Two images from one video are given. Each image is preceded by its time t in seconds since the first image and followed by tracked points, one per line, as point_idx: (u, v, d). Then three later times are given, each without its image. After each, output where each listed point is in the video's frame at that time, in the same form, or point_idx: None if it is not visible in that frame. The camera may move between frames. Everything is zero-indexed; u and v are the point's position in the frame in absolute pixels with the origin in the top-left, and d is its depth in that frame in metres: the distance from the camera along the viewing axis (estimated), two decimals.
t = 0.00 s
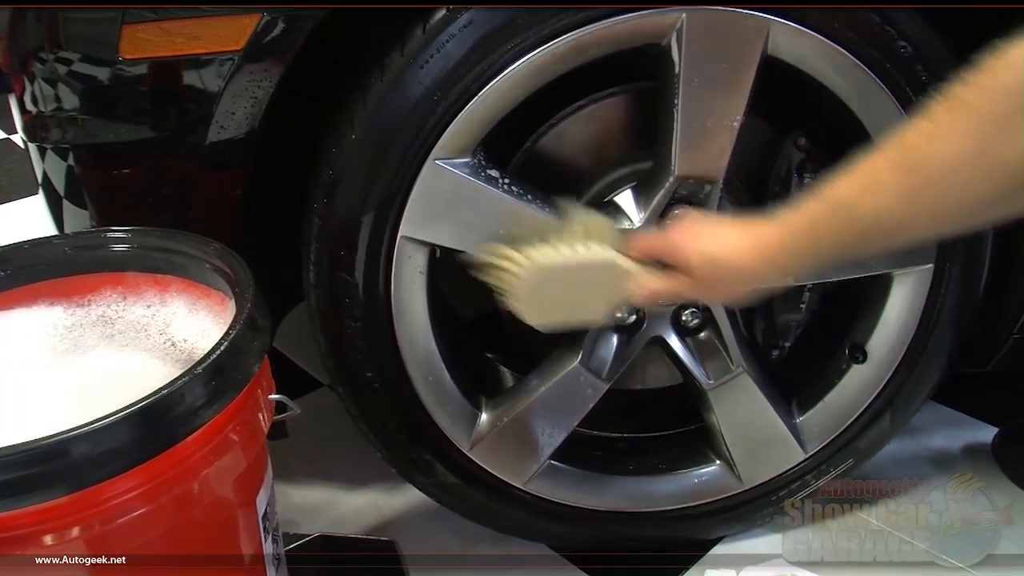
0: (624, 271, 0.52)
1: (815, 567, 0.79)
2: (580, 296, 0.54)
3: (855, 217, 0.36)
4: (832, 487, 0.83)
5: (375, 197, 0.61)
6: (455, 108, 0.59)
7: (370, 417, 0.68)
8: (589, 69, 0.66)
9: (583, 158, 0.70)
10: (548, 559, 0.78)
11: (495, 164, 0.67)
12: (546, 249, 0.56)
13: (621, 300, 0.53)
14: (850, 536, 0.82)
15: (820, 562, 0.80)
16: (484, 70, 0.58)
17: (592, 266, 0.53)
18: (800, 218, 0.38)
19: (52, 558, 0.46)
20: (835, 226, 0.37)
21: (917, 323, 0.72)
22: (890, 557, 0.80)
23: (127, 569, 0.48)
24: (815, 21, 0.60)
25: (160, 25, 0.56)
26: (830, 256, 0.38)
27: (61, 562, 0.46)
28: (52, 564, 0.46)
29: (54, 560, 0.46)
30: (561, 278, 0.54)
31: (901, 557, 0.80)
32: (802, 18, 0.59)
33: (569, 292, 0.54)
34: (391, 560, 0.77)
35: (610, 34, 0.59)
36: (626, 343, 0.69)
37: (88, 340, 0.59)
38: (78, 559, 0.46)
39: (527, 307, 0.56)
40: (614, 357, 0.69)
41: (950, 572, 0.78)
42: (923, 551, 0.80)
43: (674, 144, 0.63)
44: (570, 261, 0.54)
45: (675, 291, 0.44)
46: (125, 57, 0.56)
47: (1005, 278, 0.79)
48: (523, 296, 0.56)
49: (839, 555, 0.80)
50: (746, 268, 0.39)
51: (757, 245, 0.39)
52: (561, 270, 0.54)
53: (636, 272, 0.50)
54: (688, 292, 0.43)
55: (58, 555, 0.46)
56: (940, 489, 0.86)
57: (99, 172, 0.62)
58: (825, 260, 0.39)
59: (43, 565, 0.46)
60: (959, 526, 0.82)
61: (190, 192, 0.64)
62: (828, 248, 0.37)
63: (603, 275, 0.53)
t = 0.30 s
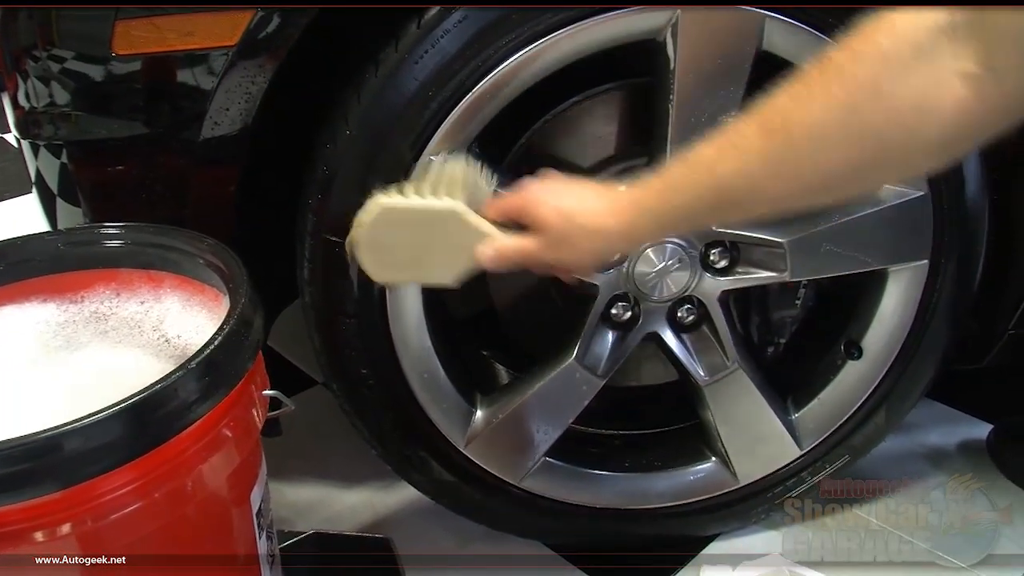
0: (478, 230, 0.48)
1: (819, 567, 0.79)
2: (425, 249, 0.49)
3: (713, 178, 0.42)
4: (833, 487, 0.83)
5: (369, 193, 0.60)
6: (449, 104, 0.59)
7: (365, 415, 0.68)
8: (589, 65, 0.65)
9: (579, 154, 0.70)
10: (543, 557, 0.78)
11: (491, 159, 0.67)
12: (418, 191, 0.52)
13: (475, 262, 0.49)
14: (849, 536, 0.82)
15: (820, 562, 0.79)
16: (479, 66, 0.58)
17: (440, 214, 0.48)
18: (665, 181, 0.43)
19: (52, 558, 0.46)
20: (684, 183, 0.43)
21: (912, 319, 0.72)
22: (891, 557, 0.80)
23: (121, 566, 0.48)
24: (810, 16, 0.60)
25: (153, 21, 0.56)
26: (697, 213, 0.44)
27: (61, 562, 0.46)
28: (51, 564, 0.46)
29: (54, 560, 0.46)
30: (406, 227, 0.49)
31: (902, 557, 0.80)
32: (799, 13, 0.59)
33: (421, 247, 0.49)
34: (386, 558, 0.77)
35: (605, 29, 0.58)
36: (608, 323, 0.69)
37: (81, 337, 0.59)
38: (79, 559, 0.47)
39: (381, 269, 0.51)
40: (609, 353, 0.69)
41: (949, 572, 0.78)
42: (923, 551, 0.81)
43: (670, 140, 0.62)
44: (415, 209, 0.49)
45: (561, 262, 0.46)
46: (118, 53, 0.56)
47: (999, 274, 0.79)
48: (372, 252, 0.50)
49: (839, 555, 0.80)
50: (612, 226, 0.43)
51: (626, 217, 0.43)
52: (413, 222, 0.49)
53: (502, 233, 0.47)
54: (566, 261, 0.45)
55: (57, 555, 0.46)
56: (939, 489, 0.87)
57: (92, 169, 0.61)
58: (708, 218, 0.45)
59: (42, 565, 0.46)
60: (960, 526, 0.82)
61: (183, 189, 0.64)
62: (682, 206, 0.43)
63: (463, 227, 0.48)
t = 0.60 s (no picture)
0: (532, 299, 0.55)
1: (819, 567, 0.79)
2: (488, 306, 0.56)
3: (756, 263, 0.41)
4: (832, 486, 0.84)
5: (368, 192, 0.60)
6: (448, 104, 0.58)
7: (364, 415, 0.67)
8: (579, 65, 0.66)
9: (576, 155, 0.70)
10: (542, 557, 0.78)
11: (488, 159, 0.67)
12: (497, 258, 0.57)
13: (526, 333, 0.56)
14: (849, 536, 0.82)
15: (820, 562, 0.79)
16: (478, 66, 0.58)
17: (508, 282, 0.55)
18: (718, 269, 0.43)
19: (52, 558, 0.46)
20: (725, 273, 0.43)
21: (911, 320, 0.72)
22: (890, 557, 0.80)
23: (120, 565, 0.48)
24: (810, 16, 0.60)
25: (151, 20, 0.56)
26: (732, 309, 0.43)
27: (61, 562, 0.46)
28: (51, 564, 0.46)
29: (53, 561, 0.46)
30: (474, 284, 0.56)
31: (901, 558, 0.80)
32: (798, 13, 0.59)
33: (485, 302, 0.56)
34: (384, 558, 0.77)
35: (604, 29, 0.58)
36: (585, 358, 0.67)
37: (79, 337, 0.58)
38: (78, 559, 0.47)
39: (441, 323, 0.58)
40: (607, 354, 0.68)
41: (949, 572, 0.78)
42: (923, 551, 0.81)
43: (669, 140, 0.62)
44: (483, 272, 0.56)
45: (612, 335, 0.47)
46: (116, 52, 0.56)
47: (997, 274, 0.79)
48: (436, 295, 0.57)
49: (839, 555, 0.80)
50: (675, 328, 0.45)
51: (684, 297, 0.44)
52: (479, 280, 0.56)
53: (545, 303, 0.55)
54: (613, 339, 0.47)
55: (57, 555, 0.46)
56: (939, 489, 0.86)
57: (90, 169, 0.61)
58: (776, 307, 0.43)
59: (42, 564, 0.46)
60: (960, 526, 0.82)
61: (181, 189, 0.64)
62: (733, 300, 0.43)
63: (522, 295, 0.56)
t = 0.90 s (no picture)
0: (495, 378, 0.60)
1: (818, 567, 0.79)
2: (457, 385, 0.61)
3: (686, 309, 0.45)
4: (831, 487, 0.82)
5: (368, 193, 0.60)
6: (448, 106, 0.58)
7: (363, 417, 0.67)
8: (580, 65, 0.66)
9: (576, 156, 0.70)
10: (543, 559, 0.78)
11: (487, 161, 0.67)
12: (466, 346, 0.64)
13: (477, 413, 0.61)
14: (850, 537, 0.82)
15: (820, 562, 0.79)
16: (479, 67, 0.58)
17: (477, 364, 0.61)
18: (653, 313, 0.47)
19: (52, 559, 0.46)
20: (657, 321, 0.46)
21: (911, 321, 0.72)
22: (890, 557, 0.80)
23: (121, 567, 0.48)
24: (811, 17, 0.59)
25: (151, 21, 0.56)
26: (663, 346, 0.46)
27: (61, 563, 0.46)
28: (52, 565, 0.46)
29: (53, 561, 0.46)
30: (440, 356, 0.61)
31: (901, 557, 0.80)
32: (799, 14, 0.59)
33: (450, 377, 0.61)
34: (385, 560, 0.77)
35: (604, 30, 0.58)
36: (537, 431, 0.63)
37: (78, 339, 0.58)
38: (79, 559, 0.46)
39: (411, 396, 0.62)
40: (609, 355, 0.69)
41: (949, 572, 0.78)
42: (923, 550, 0.80)
43: (669, 141, 0.62)
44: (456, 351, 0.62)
45: (564, 385, 0.50)
46: (116, 54, 0.56)
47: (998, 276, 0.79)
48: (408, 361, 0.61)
49: (839, 554, 0.80)
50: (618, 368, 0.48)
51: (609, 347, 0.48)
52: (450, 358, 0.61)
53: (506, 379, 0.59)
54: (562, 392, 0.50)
55: (57, 556, 0.46)
56: (940, 488, 0.86)
57: (90, 170, 0.61)
58: (709, 351, 0.46)
59: (42, 566, 0.46)
60: (959, 526, 0.82)
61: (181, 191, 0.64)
62: (654, 346, 0.46)
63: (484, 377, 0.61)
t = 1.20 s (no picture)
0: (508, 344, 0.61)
1: (818, 567, 0.79)
2: (480, 313, 0.62)
3: (699, 330, 0.50)
4: (833, 487, 0.82)
5: (370, 193, 0.60)
6: (450, 105, 0.58)
7: (365, 416, 0.67)
8: (581, 64, 0.66)
9: (578, 155, 0.70)
10: (545, 559, 0.78)
11: (489, 160, 0.67)
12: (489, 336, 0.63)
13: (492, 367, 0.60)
14: (850, 536, 0.82)
15: (820, 562, 0.79)
16: (480, 66, 0.58)
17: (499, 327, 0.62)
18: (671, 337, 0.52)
19: (53, 558, 0.46)
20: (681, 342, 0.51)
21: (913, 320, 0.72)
22: (890, 557, 0.80)
23: (122, 565, 0.48)
24: (812, 16, 0.59)
25: (154, 21, 0.56)
26: (676, 368, 0.51)
27: (62, 562, 0.46)
28: (52, 564, 0.46)
29: (53, 560, 0.46)
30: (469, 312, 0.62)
31: (901, 557, 0.80)
32: (800, 13, 0.59)
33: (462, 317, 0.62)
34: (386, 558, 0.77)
35: (605, 30, 0.58)
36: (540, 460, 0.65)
37: (81, 337, 0.59)
38: (79, 558, 0.46)
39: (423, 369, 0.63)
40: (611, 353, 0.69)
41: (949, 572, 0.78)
42: (923, 550, 0.80)
43: (670, 141, 0.62)
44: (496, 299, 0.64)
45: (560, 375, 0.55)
46: (119, 53, 0.56)
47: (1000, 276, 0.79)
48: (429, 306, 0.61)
49: (839, 554, 0.80)
50: (622, 379, 0.53)
51: (631, 362, 0.53)
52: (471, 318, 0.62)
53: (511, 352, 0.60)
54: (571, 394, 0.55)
55: (58, 555, 0.46)
56: (940, 488, 0.86)
57: (93, 169, 0.61)
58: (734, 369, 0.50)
59: (43, 565, 0.46)
60: (959, 526, 0.82)
61: (182, 190, 0.64)
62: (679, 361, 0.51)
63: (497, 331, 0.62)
